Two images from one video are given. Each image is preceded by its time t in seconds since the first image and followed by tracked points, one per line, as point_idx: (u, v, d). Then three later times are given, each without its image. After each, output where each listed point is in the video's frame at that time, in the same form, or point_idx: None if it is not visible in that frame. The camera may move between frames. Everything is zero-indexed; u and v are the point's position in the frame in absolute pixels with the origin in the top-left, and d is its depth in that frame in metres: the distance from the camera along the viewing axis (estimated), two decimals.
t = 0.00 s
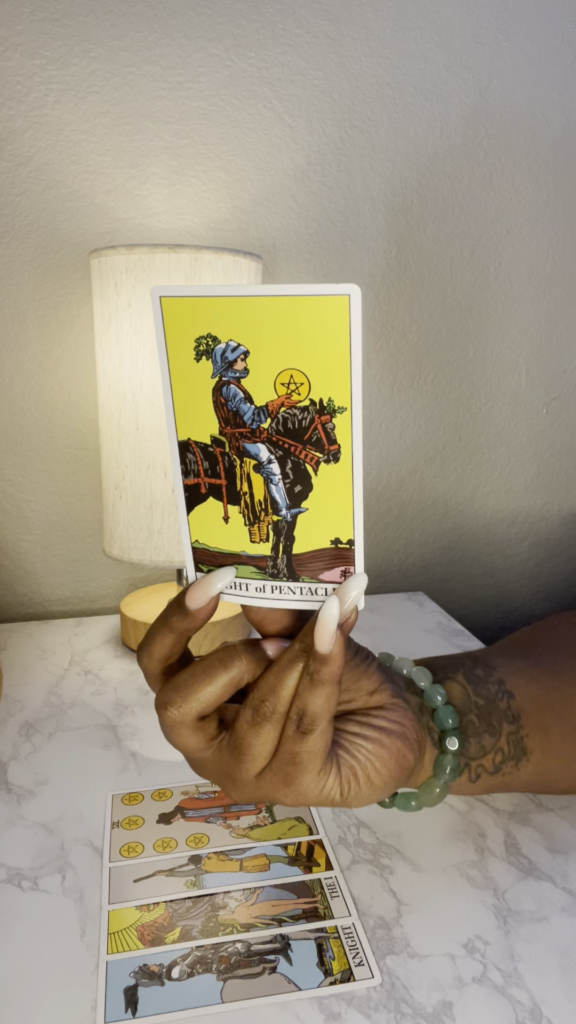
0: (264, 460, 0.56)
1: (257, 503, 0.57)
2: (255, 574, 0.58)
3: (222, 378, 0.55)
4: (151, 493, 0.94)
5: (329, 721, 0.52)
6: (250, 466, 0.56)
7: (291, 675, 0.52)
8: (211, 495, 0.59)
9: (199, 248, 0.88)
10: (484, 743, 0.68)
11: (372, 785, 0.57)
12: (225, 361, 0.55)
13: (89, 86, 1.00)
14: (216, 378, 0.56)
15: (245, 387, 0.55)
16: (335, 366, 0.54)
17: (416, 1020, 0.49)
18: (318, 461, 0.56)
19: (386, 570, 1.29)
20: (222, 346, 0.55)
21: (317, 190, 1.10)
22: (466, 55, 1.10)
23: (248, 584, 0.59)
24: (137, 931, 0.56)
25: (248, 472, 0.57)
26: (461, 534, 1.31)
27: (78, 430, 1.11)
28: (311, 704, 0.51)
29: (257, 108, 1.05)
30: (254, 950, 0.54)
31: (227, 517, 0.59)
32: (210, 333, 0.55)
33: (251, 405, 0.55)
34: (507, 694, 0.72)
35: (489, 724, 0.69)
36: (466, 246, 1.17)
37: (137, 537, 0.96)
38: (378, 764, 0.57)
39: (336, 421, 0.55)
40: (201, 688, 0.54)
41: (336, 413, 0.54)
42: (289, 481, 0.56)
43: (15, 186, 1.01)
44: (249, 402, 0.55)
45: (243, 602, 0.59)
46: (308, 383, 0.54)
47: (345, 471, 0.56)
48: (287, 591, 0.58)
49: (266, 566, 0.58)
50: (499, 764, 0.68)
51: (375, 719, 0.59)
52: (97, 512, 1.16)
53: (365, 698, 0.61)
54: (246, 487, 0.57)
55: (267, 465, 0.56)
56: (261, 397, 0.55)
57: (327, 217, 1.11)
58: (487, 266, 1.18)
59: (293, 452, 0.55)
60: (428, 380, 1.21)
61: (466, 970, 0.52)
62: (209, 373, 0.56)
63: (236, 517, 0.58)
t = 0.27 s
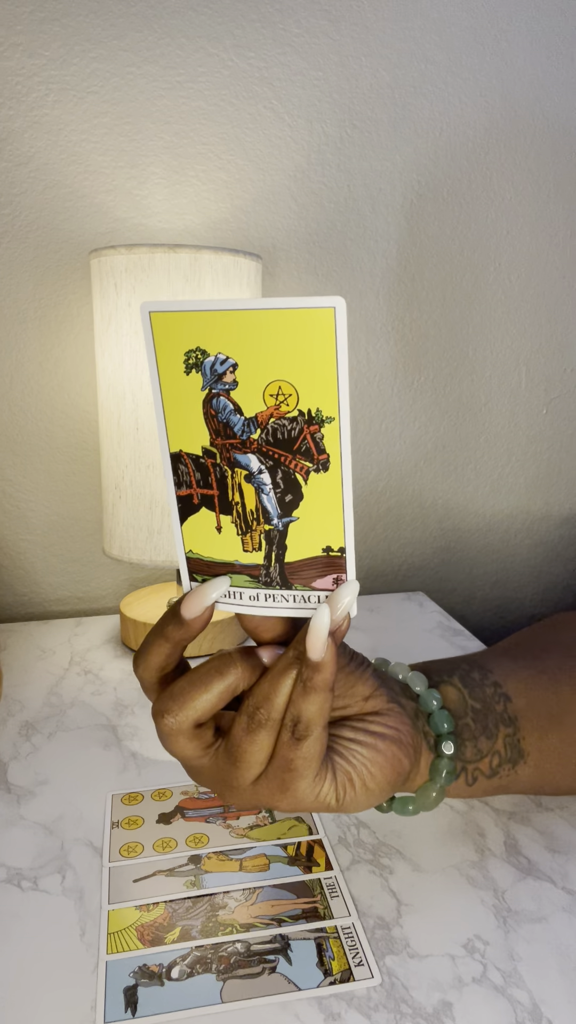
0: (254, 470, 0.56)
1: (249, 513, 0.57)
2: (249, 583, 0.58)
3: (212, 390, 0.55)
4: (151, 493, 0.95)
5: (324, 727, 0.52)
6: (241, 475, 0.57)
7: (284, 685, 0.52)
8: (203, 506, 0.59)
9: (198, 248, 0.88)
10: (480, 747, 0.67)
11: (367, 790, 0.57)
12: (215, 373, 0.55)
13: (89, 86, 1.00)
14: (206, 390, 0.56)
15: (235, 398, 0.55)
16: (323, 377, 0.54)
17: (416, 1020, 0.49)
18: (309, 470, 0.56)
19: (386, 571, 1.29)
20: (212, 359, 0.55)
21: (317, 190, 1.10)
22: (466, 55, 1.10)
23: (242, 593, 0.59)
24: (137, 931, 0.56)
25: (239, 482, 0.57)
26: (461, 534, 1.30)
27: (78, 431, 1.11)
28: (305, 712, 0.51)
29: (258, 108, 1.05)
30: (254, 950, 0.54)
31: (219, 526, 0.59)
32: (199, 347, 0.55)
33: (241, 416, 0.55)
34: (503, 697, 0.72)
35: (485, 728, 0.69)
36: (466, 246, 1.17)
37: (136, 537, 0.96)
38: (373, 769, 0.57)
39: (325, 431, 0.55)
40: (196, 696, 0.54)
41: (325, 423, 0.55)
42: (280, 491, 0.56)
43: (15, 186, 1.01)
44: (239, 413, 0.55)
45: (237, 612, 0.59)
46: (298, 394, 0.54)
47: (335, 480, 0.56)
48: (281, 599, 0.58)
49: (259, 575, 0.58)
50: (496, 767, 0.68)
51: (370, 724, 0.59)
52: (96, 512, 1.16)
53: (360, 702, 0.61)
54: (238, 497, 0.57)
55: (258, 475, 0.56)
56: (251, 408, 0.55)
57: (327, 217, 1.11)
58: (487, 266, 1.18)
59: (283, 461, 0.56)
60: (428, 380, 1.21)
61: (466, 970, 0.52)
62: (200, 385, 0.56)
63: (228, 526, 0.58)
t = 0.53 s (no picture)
0: (241, 483, 0.56)
1: (236, 526, 0.57)
2: (238, 595, 0.58)
3: (196, 405, 0.55)
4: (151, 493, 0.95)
5: (313, 738, 0.52)
6: (228, 490, 0.57)
7: (274, 696, 0.52)
8: (189, 521, 0.59)
9: (199, 247, 0.88)
10: (474, 750, 0.67)
11: (360, 798, 0.57)
12: (199, 389, 0.55)
13: (89, 86, 1.00)
14: (190, 406, 0.56)
15: (220, 413, 0.55)
16: (307, 392, 0.54)
17: (416, 1020, 0.49)
18: (294, 482, 0.56)
19: (386, 571, 1.29)
20: (195, 375, 0.55)
21: (317, 190, 1.10)
22: (466, 55, 1.10)
23: (231, 605, 0.59)
24: (137, 931, 0.56)
25: (225, 497, 0.57)
26: (461, 535, 1.31)
27: (77, 431, 1.11)
28: (295, 723, 0.51)
29: (258, 108, 1.05)
30: (254, 950, 0.54)
31: (207, 541, 0.58)
32: (183, 363, 0.55)
33: (226, 432, 0.55)
34: (498, 700, 0.73)
35: (479, 731, 0.69)
36: (465, 246, 1.17)
37: (136, 537, 0.96)
38: (365, 777, 0.57)
39: (309, 445, 0.55)
40: (185, 709, 0.54)
41: (309, 437, 0.55)
42: (265, 505, 0.57)
43: (15, 186, 1.01)
44: (224, 428, 0.55)
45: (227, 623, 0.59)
46: (282, 409, 0.55)
47: (320, 494, 0.56)
48: (269, 611, 0.58)
49: (248, 587, 0.58)
50: (490, 770, 0.68)
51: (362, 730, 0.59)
52: (96, 512, 1.16)
53: (352, 708, 0.61)
54: (224, 513, 0.57)
55: (244, 489, 0.56)
56: (236, 422, 0.55)
57: (327, 217, 1.11)
58: (487, 266, 1.18)
59: (269, 475, 0.56)
60: (428, 380, 1.21)
61: (466, 970, 0.52)
62: (184, 402, 0.56)
63: (215, 540, 0.58)
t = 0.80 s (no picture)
0: (223, 393, 0.56)
1: (217, 438, 0.57)
2: (216, 502, 0.58)
3: (184, 313, 0.55)
4: (151, 493, 0.94)
5: (277, 636, 0.54)
6: (210, 400, 0.56)
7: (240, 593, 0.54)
8: (175, 425, 0.59)
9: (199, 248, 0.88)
10: (465, 682, 0.68)
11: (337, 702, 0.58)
12: (186, 298, 0.55)
13: (89, 85, 1.00)
14: (178, 313, 0.55)
15: (206, 322, 0.55)
16: (294, 306, 0.54)
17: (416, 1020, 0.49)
18: (273, 399, 0.56)
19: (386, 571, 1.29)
20: (185, 286, 0.54)
21: (317, 190, 1.10)
22: (466, 55, 1.10)
23: (210, 512, 0.59)
24: (137, 931, 0.56)
25: (208, 404, 0.56)
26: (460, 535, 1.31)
27: (77, 431, 1.11)
28: (259, 618, 0.53)
29: (258, 108, 1.05)
30: (254, 950, 0.54)
31: (190, 445, 0.59)
32: (173, 273, 0.54)
33: (212, 345, 0.55)
34: (491, 642, 0.74)
35: (472, 666, 0.70)
36: (465, 246, 1.17)
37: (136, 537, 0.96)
38: (345, 685, 0.58)
39: (289, 363, 0.56)
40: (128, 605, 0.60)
41: (290, 355, 0.55)
42: (246, 418, 0.56)
43: (15, 186, 1.01)
44: (209, 338, 0.55)
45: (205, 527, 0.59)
46: (266, 324, 0.54)
47: (299, 413, 0.57)
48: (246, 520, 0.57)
49: (227, 494, 0.58)
50: (479, 703, 0.69)
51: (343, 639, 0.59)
52: (96, 512, 1.16)
53: (340, 614, 0.59)
54: (208, 419, 0.57)
55: (227, 398, 0.56)
56: (221, 334, 0.55)
57: (327, 217, 1.11)
58: (487, 266, 1.18)
59: (250, 391, 0.56)
60: (428, 380, 1.21)
61: (465, 970, 0.52)
62: (173, 308, 0.55)
63: (198, 445, 0.58)
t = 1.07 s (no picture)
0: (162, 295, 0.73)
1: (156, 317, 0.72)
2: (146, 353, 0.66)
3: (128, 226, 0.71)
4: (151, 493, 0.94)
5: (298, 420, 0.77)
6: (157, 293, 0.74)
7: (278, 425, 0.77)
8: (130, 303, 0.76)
9: (198, 248, 0.88)
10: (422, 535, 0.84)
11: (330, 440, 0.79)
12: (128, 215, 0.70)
13: (89, 85, 1.00)
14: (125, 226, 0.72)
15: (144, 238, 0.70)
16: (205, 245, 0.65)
17: (416, 1020, 0.49)
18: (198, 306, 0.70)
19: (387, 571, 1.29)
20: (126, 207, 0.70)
21: (317, 190, 1.10)
22: (466, 55, 1.10)
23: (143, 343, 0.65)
24: (137, 931, 0.56)
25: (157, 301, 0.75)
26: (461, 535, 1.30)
27: (76, 431, 1.11)
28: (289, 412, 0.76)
29: (258, 108, 1.05)
30: (254, 950, 0.54)
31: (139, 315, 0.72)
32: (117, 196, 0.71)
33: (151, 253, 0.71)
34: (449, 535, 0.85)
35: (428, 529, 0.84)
36: (465, 246, 1.17)
37: (136, 536, 0.96)
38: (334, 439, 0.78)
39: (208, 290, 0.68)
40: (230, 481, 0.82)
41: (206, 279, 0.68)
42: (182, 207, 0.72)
43: (15, 185, 1.01)
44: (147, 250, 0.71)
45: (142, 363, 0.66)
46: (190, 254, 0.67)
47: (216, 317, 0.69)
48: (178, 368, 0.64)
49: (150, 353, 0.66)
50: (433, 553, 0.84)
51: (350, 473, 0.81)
52: (96, 512, 1.16)
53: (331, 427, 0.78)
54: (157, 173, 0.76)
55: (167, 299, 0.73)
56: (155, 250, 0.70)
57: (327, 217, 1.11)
58: (487, 266, 1.18)
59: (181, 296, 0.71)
60: (428, 380, 1.21)
61: (466, 970, 0.52)
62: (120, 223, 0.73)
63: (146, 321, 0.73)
